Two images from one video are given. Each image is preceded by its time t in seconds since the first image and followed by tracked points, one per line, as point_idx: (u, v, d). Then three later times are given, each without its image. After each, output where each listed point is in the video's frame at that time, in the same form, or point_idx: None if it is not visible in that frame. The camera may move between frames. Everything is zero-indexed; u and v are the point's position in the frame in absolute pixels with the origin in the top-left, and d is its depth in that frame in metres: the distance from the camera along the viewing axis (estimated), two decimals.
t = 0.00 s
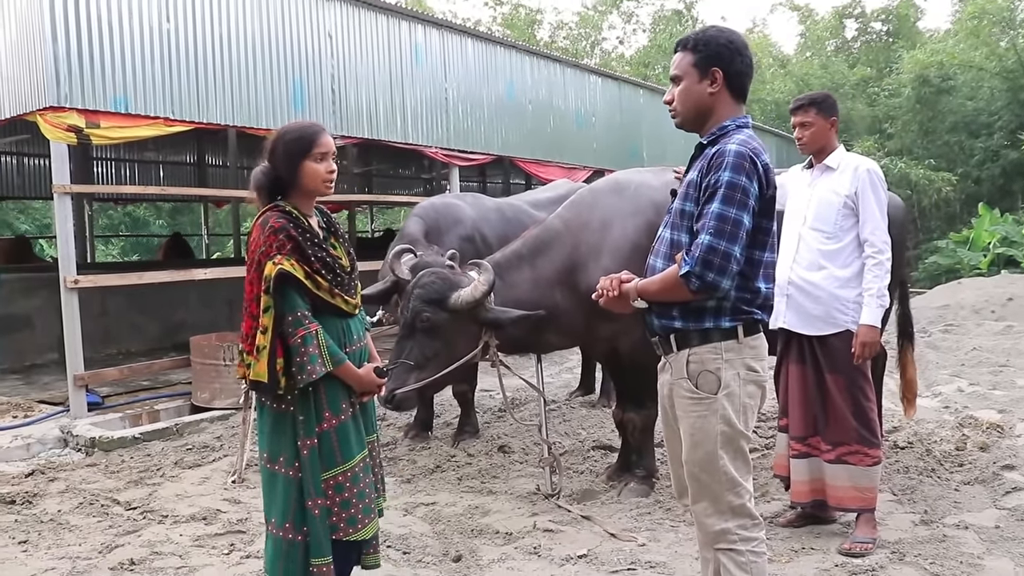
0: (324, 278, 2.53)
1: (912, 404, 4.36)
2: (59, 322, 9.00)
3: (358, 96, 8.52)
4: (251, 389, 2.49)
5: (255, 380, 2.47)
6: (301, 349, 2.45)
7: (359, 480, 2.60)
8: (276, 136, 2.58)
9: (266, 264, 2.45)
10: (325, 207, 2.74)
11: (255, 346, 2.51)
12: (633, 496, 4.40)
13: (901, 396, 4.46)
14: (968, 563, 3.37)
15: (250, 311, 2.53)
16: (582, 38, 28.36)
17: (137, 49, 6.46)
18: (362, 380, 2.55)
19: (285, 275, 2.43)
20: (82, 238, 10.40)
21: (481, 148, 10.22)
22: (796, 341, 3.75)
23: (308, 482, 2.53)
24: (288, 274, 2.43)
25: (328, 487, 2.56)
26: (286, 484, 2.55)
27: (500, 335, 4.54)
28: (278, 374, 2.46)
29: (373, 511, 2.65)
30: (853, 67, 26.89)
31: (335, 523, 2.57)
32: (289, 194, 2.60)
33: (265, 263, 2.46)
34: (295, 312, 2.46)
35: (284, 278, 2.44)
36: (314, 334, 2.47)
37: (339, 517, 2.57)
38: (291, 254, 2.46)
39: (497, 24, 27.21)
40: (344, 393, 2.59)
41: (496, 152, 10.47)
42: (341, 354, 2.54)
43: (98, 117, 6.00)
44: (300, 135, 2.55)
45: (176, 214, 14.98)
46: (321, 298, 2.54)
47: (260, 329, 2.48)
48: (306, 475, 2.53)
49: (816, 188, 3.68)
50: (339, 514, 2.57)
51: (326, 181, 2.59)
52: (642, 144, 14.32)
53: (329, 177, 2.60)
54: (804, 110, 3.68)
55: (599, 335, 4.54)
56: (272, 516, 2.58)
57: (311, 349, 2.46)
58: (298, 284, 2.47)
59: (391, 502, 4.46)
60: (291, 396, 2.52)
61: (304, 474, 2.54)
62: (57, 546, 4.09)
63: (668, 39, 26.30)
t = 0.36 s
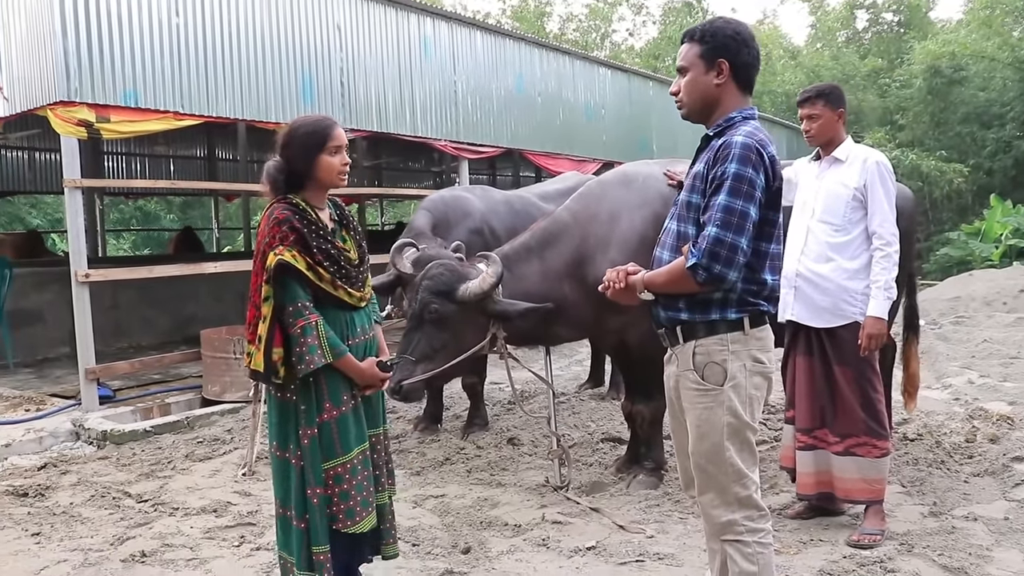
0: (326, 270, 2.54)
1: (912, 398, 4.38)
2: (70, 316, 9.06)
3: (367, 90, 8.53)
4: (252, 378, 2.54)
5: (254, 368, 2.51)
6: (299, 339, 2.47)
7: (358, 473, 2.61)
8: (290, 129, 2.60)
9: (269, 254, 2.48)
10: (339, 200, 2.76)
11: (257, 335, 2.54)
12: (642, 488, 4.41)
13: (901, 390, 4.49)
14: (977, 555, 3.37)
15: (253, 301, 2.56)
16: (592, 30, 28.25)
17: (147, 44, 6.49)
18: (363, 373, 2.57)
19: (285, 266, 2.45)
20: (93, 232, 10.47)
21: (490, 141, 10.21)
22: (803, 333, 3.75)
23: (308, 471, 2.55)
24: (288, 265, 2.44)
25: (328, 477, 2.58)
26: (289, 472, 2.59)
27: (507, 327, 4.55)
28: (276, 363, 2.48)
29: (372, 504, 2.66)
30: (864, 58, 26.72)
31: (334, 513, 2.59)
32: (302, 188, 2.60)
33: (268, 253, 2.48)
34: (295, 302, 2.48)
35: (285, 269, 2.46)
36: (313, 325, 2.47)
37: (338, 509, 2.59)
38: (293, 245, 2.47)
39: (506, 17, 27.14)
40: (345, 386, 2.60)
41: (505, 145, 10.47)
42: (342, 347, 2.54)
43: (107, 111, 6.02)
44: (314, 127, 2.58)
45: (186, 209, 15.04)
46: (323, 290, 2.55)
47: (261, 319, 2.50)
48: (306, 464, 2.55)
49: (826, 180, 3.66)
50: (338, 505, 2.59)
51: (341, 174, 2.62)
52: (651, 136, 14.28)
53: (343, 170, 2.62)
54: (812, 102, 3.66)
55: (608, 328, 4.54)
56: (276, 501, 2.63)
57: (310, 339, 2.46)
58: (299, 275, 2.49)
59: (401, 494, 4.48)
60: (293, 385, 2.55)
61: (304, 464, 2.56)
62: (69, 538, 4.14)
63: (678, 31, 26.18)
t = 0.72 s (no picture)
0: (321, 268, 2.53)
1: (909, 395, 4.46)
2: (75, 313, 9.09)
3: (370, 87, 8.53)
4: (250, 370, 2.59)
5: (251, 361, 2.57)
6: (290, 335, 2.50)
7: (353, 469, 2.60)
8: (296, 129, 2.62)
9: (266, 251, 2.51)
10: (348, 196, 2.77)
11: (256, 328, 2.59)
12: (644, 484, 4.41)
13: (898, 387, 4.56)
14: (979, 551, 3.37)
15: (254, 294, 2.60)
16: (596, 27, 28.22)
17: (150, 41, 6.49)
18: (355, 371, 2.57)
19: (278, 263, 2.47)
20: (97, 229, 10.50)
21: (493, 138, 10.21)
22: (806, 329, 3.75)
23: (301, 463, 2.57)
24: (281, 263, 2.46)
25: (321, 472, 2.58)
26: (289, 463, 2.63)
27: (510, 322, 4.55)
28: (269, 358, 2.53)
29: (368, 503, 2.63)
30: (868, 54, 26.66)
31: (327, 508, 2.58)
32: (308, 184, 2.61)
33: (265, 250, 2.51)
34: (288, 299, 2.51)
35: (279, 266, 2.48)
36: (303, 323, 2.50)
37: (330, 504, 2.57)
38: (288, 243, 2.48)
39: (510, 15, 27.12)
40: (339, 383, 2.60)
41: (509, 142, 10.47)
42: (334, 345, 2.54)
43: (111, 109, 6.03)
44: (319, 124, 2.60)
45: (191, 206, 15.07)
46: (318, 288, 2.55)
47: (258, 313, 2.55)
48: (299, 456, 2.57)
49: (830, 176, 3.66)
50: (331, 500, 2.58)
51: (348, 166, 2.61)
52: (655, 133, 14.27)
53: (350, 161, 2.62)
54: (812, 98, 3.69)
55: (611, 324, 4.54)
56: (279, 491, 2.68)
57: (299, 336, 2.49)
58: (294, 273, 2.50)
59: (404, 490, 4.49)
60: (289, 379, 2.59)
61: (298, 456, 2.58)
62: (74, 534, 4.16)
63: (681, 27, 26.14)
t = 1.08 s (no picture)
0: (330, 264, 2.54)
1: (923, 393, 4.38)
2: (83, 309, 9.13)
3: (377, 84, 8.55)
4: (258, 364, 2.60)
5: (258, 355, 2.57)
6: (297, 330, 2.50)
7: (355, 465, 2.60)
8: (305, 126, 2.63)
9: (275, 245, 2.51)
10: (358, 194, 2.78)
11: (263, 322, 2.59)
12: (650, 482, 4.41)
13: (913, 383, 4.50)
14: (985, 550, 3.36)
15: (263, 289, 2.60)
16: (603, 25, 28.18)
17: (157, 39, 6.51)
18: (360, 367, 2.57)
19: (287, 258, 2.47)
20: (105, 227, 10.54)
21: (500, 136, 10.22)
22: (813, 327, 3.75)
23: (302, 457, 2.58)
24: (290, 257, 2.47)
25: (321, 466, 2.59)
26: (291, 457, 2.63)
27: (514, 319, 4.56)
28: (277, 352, 2.54)
29: (371, 499, 2.63)
30: (876, 53, 26.57)
31: (327, 503, 2.59)
32: (318, 179, 2.62)
33: (274, 244, 2.51)
34: (296, 294, 2.51)
35: (288, 261, 2.49)
36: (311, 317, 2.50)
37: (330, 499, 2.58)
38: (297, 237, 2.48)
39: (517, 13, 27.09)
40: (345, 379, 2.61)
41: (516, 140, 10.46)
42: (341, 340, 2.54)
43: (119, 106, 6.04)
44: (328, 120, 2.61)
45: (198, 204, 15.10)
46: (326, 284, 2.55)
47: (266, 308, 2.56)
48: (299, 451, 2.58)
49: (838, 174, 3.66)
50: (332, 495, 2.58)
51: (360, 159, 2.63)
52: (662, 131, 14.25)
53: (360, 154, 2.62)
54: (812, 98, 3.72)
55: (617, 322, 4.54)
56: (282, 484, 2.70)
57: (306, 331, 2.50)
58: (302, 268, 2.51)
59: (410, 487, 4.50)
60: (294, 373, 2.60)
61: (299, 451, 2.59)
62: (81, 529, 4.18)
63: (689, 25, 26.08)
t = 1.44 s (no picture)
0: (334, 261, 2.54)
1: (927, 390, 4.42)
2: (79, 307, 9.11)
3: (374, 82, 8.54)
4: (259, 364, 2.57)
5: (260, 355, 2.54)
6: (303, 328, 2.49)
7: (356, 465, 2.60)
8: (307, 121, 2.62)
9: (277, 243, 2.49)
10: (352, 191, 2.77)
11: (263, 321, 2.56)
12: (647, 480, 4.41)
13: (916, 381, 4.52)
14: (982, 547, 3.36)
15: (262, 286, 2.57)
16: (601, 22, 28.17)
17: (153, 36, 6.49)
18: (365, 365, 2.56)
19: (292, 255, 2.46)
20: (102, 224, 10.52)
21: (498, 133, 10.21)
22: (811, 324, 3.74)
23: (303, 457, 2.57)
24: (295, 254, 2.45)
25: (323, 466, 2.58)
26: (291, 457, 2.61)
27: (508, 315, 4.61)
28: (281, 351, 2.51)
29: (371, 498, 2.64)
30: (873, 50, 26.60)
31: (328, 502, 2.58)
32: (316, 177, 2.61)
33: (276, 242, 2.49)
34: (301, 292, 2.50)
35: (292, 258, 2.47)
36: (317, 316, 2.49)
37: (331, 499, 2.58)
38: (301, 235, 2.47)
39: (514, 11, 27.06)
40: (348, 377, 2.60)
41: (513, 138, 10.45)
42: (345, 338, 2.54)
43: (115, 103, 6.03)
44: (330, 119, 2.59)
45: (195, 201, 15.07)
46: (330, 281, 2.56)
47: (268, 306, 2.53)
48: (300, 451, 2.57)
49: (837, 171, 3.65)
50: (333, 495, 2.58)
51: (357, 164, 2.62)
52: (659, 129, 14.26)
53: (359, 161, 2.62)
54: (810, 95, 3.73)
55: (615, 320, 4.53)
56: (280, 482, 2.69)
57: (313, 329, 2.48)
58: (307, 265, 2.50)
59: (407, 485, 4.50)
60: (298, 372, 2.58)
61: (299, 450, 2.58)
62: (78, 528, 4.17)
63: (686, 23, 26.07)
